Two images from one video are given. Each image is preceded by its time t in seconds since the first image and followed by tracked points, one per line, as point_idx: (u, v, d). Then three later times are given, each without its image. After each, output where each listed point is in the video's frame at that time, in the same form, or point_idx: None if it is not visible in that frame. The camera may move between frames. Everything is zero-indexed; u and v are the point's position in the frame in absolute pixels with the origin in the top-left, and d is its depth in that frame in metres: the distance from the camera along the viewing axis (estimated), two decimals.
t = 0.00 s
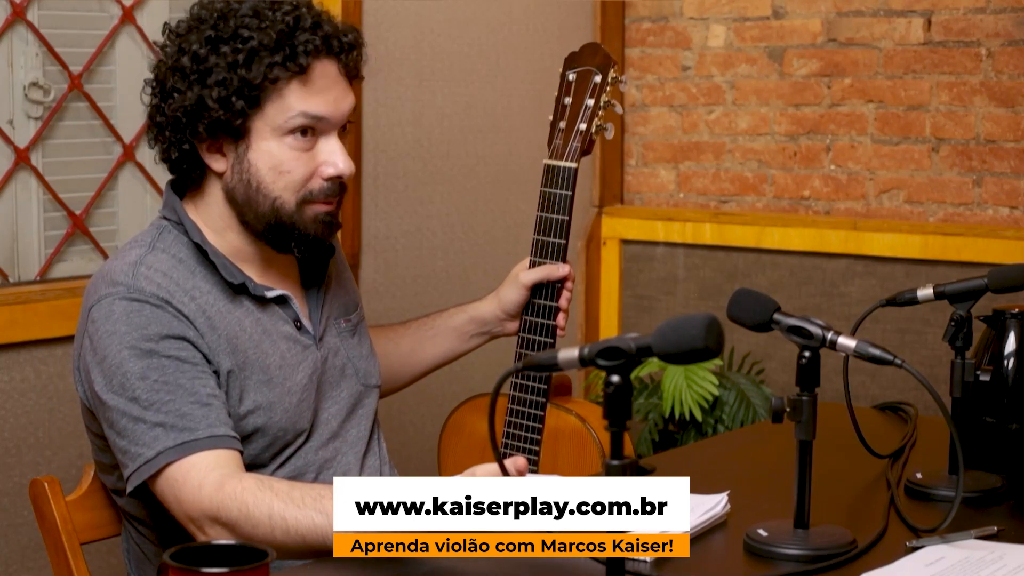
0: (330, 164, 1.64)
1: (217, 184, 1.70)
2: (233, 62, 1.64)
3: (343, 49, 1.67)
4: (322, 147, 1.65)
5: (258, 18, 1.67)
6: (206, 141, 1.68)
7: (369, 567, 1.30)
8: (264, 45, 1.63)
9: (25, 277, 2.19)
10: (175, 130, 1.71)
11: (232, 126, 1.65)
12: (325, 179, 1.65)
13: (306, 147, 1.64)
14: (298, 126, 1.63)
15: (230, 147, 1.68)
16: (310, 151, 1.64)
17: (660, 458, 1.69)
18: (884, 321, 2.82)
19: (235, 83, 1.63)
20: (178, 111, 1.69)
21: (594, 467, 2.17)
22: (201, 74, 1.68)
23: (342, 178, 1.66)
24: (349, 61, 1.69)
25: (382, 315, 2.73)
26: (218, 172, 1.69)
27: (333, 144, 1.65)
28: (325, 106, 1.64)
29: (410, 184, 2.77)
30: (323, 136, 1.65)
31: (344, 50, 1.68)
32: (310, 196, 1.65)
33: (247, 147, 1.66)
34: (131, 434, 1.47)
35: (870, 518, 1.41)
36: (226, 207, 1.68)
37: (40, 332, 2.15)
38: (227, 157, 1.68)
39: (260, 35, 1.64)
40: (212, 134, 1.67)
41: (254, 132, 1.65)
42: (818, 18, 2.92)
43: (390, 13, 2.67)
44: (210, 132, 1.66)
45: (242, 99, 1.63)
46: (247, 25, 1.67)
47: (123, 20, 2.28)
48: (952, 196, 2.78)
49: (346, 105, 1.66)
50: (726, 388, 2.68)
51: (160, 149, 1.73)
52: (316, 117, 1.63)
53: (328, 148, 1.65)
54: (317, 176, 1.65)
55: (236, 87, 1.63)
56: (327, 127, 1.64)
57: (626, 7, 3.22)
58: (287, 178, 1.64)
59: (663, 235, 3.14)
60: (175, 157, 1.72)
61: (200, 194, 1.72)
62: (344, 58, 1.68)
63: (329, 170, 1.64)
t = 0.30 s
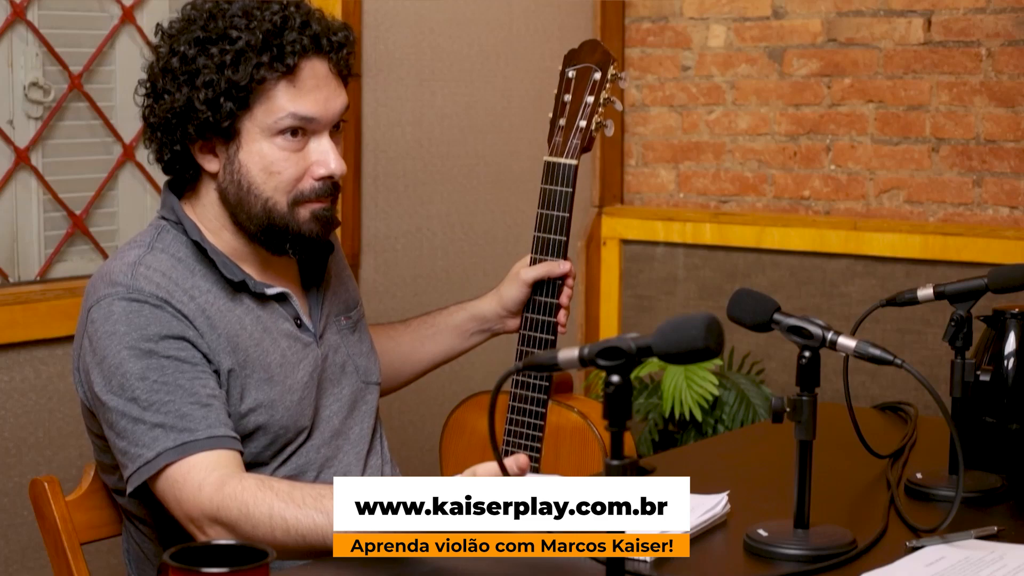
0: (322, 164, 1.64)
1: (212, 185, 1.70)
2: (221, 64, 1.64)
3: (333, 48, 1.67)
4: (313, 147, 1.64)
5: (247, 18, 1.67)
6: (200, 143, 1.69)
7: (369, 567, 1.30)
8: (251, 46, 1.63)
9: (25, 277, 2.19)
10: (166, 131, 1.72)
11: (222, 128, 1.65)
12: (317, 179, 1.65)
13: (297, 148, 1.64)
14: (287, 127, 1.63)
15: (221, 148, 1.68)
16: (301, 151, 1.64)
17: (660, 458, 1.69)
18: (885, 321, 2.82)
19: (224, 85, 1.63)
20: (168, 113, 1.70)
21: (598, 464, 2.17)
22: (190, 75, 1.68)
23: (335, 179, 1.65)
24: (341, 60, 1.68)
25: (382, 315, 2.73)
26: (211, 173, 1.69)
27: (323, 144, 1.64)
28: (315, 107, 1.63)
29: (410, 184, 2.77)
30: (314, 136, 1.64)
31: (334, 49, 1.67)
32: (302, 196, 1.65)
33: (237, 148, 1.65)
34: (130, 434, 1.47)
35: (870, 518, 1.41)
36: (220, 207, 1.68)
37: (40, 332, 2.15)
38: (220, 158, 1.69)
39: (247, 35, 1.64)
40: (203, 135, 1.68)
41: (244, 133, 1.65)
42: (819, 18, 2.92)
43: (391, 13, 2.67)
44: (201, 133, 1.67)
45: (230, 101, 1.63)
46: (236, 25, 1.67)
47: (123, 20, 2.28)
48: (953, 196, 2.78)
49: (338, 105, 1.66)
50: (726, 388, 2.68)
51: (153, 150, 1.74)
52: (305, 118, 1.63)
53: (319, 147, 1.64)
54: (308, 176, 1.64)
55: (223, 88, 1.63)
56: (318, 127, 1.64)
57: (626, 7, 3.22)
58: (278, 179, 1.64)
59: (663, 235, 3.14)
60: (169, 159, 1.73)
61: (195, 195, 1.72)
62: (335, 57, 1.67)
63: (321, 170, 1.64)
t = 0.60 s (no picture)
0: (325, 166, 1.65)
1: (214, 188, 1.69)
2: (224, 68, 1.64)
3: (333, 50, 1.68)
4: (316, 149, 1.65)
5: (247, 20, 1.67)
6: (200, 147, 1.68)
7: (369, 567, 1.30)
8: (256, 49, 1.63)
9: (26, 278, 2.19)
10: (167, 135, 1.70)
11: (225, 131, 1.65)
12: (320, 181, 1.66)
13: (301, 151, 1.65)
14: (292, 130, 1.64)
15: (224, 151, 1.68)
16: (305, 154, 1.65)
17: (660, 458, 1.69)
18: (885, 321, 2.82)
19: (229, 90, 1.63)
20: (168, 116, 1.69)
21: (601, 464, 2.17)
22: (192, 79, 1.67)
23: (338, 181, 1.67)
24: (341, 61, 1.70)
25: (381, 316, 2.73)
26: (212, 176, 1.69)
27: (326, 146, 1.66)
28: (318, 109, 1.64)
29: (410, 184, 2.77)
30: (317, 138, 1.66)
31: (335, 50, 1.69)
32: (306, 197, 1.66)
33: (241, 151, 1.66)
34: (129, 435, 1.47)
35: (870, 518, 1.41)
36: (222, 209, 1.68)
37: (40, 332, 2.15)
38: (222, 161, 1.68)
39: (250, 39, 1.64)
40: (206, 139, 1.67)
41: (248, 137, 1.65)
42: (819, 18, 2.92)
43: (391, 13, 2.67)
44: (204, 137, 1.66)
45: (235, 105, 1.63)
46: (237, 28, 1.66)
47: (123, 20, 2.28)
48: (953, 196, 2.78)
49: (339, 106, 1.67)
50: (726, 388, 2.68)
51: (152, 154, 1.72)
52: (310, 121, 1.64)
53: (322, 149, 1.66)
54: (312, 178, 1.66)
55: (228, 93, 1.63)
56: (321, 130, 1.65)
57: (626, 7, 3.22)
58: (282, 182, 1.65)
59: (663, 235, 3.14)
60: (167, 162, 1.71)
61: (196, 197, 1.71)
62: (335, 58, 1.69)
63: (323, 171, 1.65)
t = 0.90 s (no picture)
0: (334, 165, 1.66)
1: (219, 191, 1.69)
2: (238, 73, 1.63)
3: (340, 50, 1.68)
4: (324, 149, 1.66)
5: (255, 23, 1.65)
6: (208, 152, 1.67)
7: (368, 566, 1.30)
8: (267, 54, 1.62)
9: (26, 278, 2.19)
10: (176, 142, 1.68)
11: (238, 137, 1.64)
12: (329, 181, 1.67)
13: (311, 152, 1.66)
14: (303, 133, 1.65)
15: (233, 156, 1.67)
16: (314, 155, 1.66)
17: (660, 458, 1.69)
18: (885, 321, 2.82)
19: (241, 97, 1.62)
20: (179, 123, 1.67)
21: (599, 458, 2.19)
22: (203, 85, 1.66)
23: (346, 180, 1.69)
24: (345, 61, 1.70)
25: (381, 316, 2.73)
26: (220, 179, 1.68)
27: (334, 146, 1.67)
28: (328, 111, 1.65)
29: (411, 184, 2.77)
30: (325, 139, 1.67)
31: (342, 52, 1.68)
32: (315, 197, 1.67)
33: (251, 155, 1.66)
34: (124, 443, 1.47)
35: (870, 518, 1.41)
36: (227, 211, 1.68)
37: (40, 332, 2.15)
38: (230, 165, 1.68)
39: (261, 43, 1.63)
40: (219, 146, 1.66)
41: (259, 140, 1.65)
42: (818, 18, 2.92)
43: (391, 13, 2.67)
44: (216, 143, 1.65)
45: (249, 110, 1.63)
46: (245, 31, 1.64)
47: (123, 20, 2.28)
48: (953, 196, 2.78)
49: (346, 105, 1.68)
50: (726, 388, 2.68)
51: (158, 159, 1.70)
52: (321, 123, 1.64)
53: (331, 150, 1.67)
54: (321, 179, 1.67)
55: (243, 97, 1.62)
56: (330, 131, 1.66)
57: (626, 7, 3.22)
58: (294, 184, 1.65)
59: (663, 235, 3.14)
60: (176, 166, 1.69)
61: (199, 201, 1.71)
62: (341, 59, 1.68)
63: (332, 171, 1.66)
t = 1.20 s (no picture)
0: (322, 173, 1.65)
1: (208, 201, 1.68)
2: (223, 91, 1.60)
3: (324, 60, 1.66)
4: (312, 157, 1.66)
5: (238, 36, 1.62)
6: (193, 166, 1.65)
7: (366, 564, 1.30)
8: (252, 70, 1.60)
9: (25, 278, 2.19)
10: (162, 159, 1.65)
11: (225, 153, 1.63)
12: (317, 189, 1.66)
13: (299, 161, 1.65)
14: (290, 143, 1.63)
15: (221, 168, 1.66)
16: (301, 164, 1.65)
17: (660, 458, 1.69)
18: (885, 321, 2.82)
19: (228, 112, 1.60)
20: (165, 140, 1.64)
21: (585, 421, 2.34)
22: (187, 100, 1.63)
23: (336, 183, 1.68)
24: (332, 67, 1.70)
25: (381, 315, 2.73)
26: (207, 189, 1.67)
27: (322, 153, 1.66)
28: (316, 120, 1.64)
29: (410, 184, 2.77)
30: (312, 147, 1.66)
31: (326, 60, 1.67)
32: (303, 205, 1.66)
33: (239, 167, 1.65)
34: (103, 453, 1.46)
35: (870, 518, 1.41)
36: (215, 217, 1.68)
37: (40, 332, 2.15)
38: (218, 176, 1.66)
39: (245, 59, 1.60)
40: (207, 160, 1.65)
41: (246, 154, 1.64)
42: (818, 18, 2.92)
43: (390, 13, 2.67)
44: (203, 161, 1.64)
45: (235, 126, 1.61)
46: (228, 46, 1.62)
47: (123, 20, 2.27)
48: (953, 196, 2.78)
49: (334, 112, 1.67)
50: (726, 388, 2.68)
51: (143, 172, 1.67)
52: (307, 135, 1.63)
53: (317, 157, 1.66)
54: (309, 186, 1.66)
55: (229, 114, 1.60)
56: (316, 139, 1.65)
57: (626, 7, 3.22)
58: (281, 194, 1.64)
59: (663, 235, 3.14)
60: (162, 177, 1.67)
61: (188, 208, 1.70)
62: (325, 68, 1.67)
63: (320, 178, 1.65)
